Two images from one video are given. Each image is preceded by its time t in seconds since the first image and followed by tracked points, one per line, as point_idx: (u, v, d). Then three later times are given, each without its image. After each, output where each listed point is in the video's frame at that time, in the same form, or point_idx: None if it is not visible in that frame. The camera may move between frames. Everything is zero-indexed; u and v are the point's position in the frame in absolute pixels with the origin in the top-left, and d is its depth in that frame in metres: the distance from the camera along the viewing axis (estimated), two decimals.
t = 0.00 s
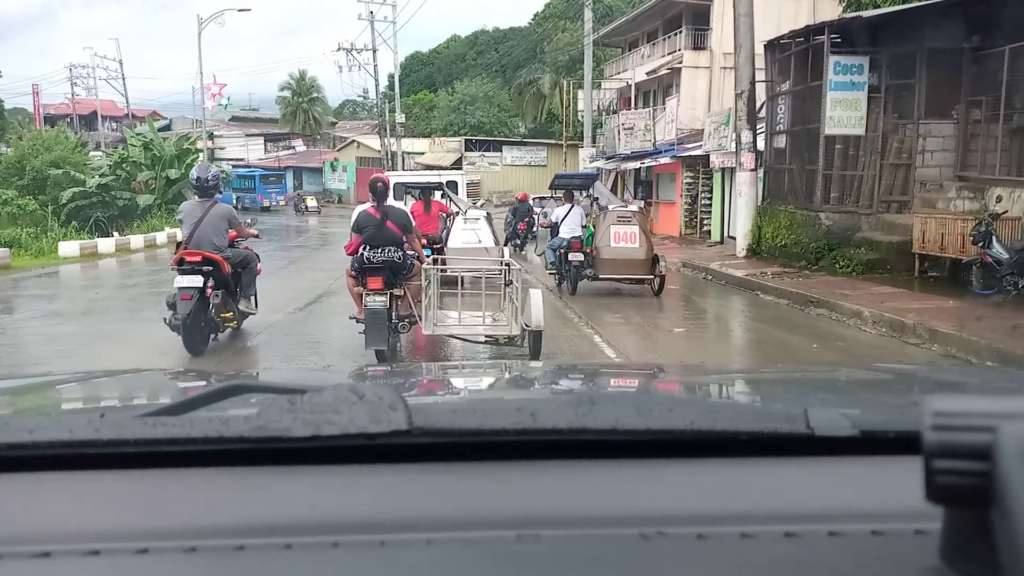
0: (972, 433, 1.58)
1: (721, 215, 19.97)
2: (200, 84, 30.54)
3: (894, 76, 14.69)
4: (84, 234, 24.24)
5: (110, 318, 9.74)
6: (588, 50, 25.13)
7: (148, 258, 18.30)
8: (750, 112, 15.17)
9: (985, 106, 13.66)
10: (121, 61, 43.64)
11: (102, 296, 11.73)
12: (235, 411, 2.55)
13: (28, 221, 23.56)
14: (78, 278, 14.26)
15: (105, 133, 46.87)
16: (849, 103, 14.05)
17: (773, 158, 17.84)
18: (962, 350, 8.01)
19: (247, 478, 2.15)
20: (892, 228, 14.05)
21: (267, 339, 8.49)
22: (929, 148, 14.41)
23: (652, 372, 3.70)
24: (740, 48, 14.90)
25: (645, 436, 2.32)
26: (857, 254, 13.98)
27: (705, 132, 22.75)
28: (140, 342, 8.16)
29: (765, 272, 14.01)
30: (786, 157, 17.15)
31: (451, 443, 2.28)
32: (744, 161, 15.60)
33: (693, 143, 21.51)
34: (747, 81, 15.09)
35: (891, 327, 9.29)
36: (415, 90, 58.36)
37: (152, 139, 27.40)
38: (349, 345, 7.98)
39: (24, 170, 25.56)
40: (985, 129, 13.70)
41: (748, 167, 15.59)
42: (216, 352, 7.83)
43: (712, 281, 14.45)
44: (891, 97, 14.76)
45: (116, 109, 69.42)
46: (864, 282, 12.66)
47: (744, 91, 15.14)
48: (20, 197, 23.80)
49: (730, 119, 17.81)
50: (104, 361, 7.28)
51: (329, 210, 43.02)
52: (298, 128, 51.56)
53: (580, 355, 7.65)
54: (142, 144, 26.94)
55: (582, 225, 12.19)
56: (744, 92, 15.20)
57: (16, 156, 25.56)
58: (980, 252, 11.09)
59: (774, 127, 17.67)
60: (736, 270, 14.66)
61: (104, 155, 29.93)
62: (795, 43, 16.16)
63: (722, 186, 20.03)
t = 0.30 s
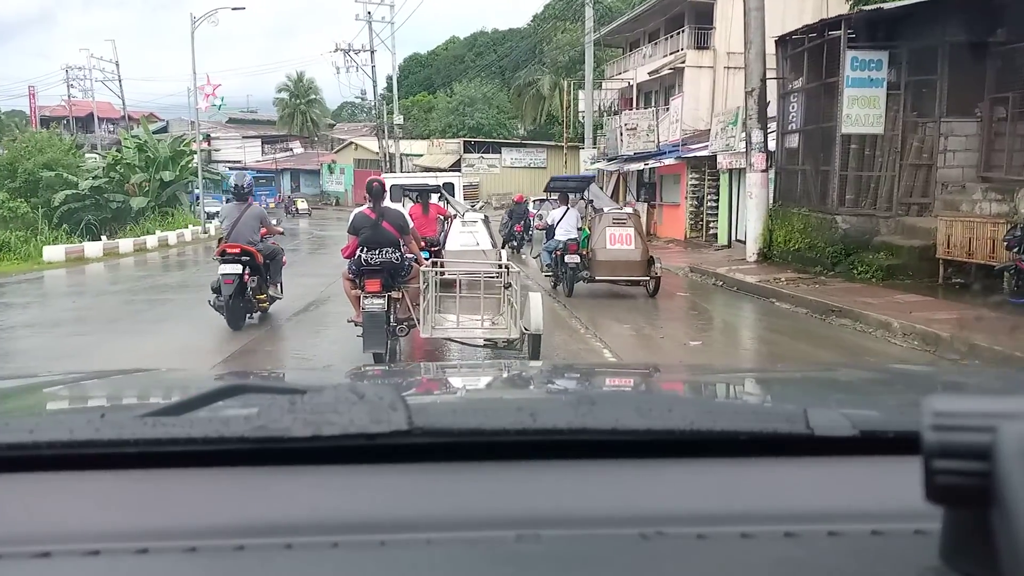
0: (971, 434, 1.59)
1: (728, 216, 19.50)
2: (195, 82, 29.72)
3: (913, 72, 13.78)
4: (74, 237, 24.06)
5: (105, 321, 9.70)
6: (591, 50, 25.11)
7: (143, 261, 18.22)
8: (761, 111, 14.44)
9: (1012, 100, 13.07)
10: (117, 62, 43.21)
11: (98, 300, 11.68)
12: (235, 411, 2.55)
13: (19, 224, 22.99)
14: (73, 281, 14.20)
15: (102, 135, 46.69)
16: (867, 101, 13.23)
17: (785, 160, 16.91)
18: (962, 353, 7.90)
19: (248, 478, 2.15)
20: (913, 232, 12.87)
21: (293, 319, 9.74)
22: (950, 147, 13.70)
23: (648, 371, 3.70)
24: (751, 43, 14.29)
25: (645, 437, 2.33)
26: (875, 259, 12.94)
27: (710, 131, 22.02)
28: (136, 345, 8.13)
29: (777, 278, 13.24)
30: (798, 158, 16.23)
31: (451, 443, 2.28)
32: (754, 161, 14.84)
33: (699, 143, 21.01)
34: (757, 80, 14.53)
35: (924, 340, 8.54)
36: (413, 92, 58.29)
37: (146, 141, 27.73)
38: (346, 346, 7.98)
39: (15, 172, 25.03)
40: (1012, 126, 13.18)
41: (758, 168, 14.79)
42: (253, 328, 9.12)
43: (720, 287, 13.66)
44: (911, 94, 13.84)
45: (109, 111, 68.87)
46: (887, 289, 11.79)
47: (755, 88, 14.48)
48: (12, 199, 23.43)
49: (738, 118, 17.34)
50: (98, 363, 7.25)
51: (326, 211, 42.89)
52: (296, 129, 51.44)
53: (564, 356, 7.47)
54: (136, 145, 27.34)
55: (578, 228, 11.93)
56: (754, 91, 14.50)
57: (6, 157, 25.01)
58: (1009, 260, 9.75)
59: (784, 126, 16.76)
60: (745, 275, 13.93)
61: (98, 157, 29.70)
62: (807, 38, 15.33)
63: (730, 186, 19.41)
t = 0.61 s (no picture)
0: (972, 432, 1.58)
1: (735, 214, 18.91)
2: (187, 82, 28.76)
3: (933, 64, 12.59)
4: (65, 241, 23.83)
5: (98, 323, 9.64)
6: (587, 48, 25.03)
7: (135, 265, 18.05)
8: (772, 106, 13.48)
9: None
10: (111, 62, 42.92)
11: (90, 303, 11.58)
12: (233, 411, 2.54)
13: (8, 228, 23.40)
14: (64, 286, 14.07)
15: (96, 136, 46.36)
16: (887, 96, 12.16)
17: (797, 157, 15.54)
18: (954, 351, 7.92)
19: (247, 478, 2.14)
20: (937, 233, 11.79)
21: (311, 308, 10.77)
22: (974, 144, 12.31)
23: (644, 371, 3.69)
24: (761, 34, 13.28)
25: (646, 436, 2.32)
26: (896, 263, 11.86)
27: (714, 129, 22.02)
28: (133, 347, 8.10)
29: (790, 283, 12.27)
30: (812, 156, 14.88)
31: (452, 443, 2.27)
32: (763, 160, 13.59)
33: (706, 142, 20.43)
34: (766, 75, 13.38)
35: (963, 352, 7.89)
36: (410, 93, 58.13)
37: (139, 143, 26.86)
38: (343, 349, 7.95)
39: (7, 176, 25.83)
40: None
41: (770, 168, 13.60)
42: (276, 314, 10.18)
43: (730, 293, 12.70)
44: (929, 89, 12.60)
45: (104, 112, 68.59)
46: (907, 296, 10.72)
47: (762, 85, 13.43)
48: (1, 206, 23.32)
49: (746, 114, 16.94)
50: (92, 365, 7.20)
51: (323, 212, 42.69)
52: (292, 130, 51.24)
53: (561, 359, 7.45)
54: (129, 147, 26.45)
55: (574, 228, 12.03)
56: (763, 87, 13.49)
57: None
58: None
59: (796, 124, 15.54)
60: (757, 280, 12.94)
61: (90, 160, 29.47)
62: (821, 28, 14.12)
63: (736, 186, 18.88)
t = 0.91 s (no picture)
0: (974, 431, 1.55)
1: (742, 220, 18.91)
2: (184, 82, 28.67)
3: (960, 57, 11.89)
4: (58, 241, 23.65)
5: (95, 324, 9.65)
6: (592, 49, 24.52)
7: (127, 265, 18.00)
8: (786, 103, 13.02)
9: None
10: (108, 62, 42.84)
11: (83, 305, 11.54)
12: (233, 411, 2.54)
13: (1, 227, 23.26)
14: (58, 287, 14.03)
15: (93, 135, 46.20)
16: (911, 91, 11.68)
17: (812, 156, 15.09)
18: (948, 351, 7.96)
19: (246, 478, 2.14)
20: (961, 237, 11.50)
21: (321, 294, 12.28)
22: (1002, 142, 11.74)
23: (638, 371, 3.69)
24: (774, 28, 12.88)
25: (647, 436, 2.31)
26: (922, 270, 11.34)
27: (720, 129, 21.83)
28: (131, 347, 8.12)
29: (808, 288, 11.88)
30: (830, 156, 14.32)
31: (452, 442, 2.27)
32: (778, 159, 13.25)
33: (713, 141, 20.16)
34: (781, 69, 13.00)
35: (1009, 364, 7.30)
36: (409, 93, 58.10)
37: (134, 141, 26.67)
38: (340, 350, 7.96)
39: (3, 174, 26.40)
40: None
41: (785, 167, 13.21)
42: (293, 299, 11.64)
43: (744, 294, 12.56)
44: (955, 85, 11.91)
45: (102, 112, 68.54)
46: (935, 304, 10.18)
47: (777, 79, 13.07)
48: None
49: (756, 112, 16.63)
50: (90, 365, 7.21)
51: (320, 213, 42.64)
52: (291, 130, 51.20)
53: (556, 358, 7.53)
54: (123, 146, 26.23)
55: (568, 228, 12.16)
56: (777, 82, 13.14)
57: None
58: None
59: (811, 122, 15.02)
60: (770, 283, 12.66)
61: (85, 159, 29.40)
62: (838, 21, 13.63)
63: (745, 187, 18.76)
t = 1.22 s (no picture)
0: (974, 432, 1.55)
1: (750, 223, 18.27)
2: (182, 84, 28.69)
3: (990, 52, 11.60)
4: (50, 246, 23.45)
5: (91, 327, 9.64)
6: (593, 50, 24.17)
7: (122, 270, 17.91)
8: (799, 100, 12.56)
9: None
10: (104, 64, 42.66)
11: (78, 309, 11.48)
12: (234, 411, 2.54)
13: None
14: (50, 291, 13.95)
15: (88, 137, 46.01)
16: (935, 85, 11.27)
17: (827, 156, 14.58)
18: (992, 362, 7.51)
19: (247, 478, 2.14)
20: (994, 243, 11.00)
21: (331, 286, 13.65)
22: None
23: (634, 371, 3.68)
24: (789, 21, 12.36)
25: (647, 436, 2.32)
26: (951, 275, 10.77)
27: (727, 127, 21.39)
28: (127, 350, 8.12)
29: (826, 294, 11.38)
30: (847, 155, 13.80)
31: (451, 442, 2.27)
32: (791, 159, 12.83)
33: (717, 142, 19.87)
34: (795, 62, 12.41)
35: None
36: (409, 95, 58.08)
37: (128, 143, 26.55)
38: (337, 351, 7.96)
39: None
40: None
41: (797, 168, 12.75)
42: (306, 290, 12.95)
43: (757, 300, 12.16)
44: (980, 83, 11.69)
45: (98, 114, 68.35)
46: (962, 312, 9.77)
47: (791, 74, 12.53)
48: None
49: (767, 110, 16.31)
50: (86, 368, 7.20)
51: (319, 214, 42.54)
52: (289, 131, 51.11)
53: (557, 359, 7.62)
54: (117, 147, 26.02)
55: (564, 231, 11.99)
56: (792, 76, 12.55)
57: None
58: None
59: (825, 120, 14.50)
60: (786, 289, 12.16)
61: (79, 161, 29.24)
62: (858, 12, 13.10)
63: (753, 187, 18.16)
